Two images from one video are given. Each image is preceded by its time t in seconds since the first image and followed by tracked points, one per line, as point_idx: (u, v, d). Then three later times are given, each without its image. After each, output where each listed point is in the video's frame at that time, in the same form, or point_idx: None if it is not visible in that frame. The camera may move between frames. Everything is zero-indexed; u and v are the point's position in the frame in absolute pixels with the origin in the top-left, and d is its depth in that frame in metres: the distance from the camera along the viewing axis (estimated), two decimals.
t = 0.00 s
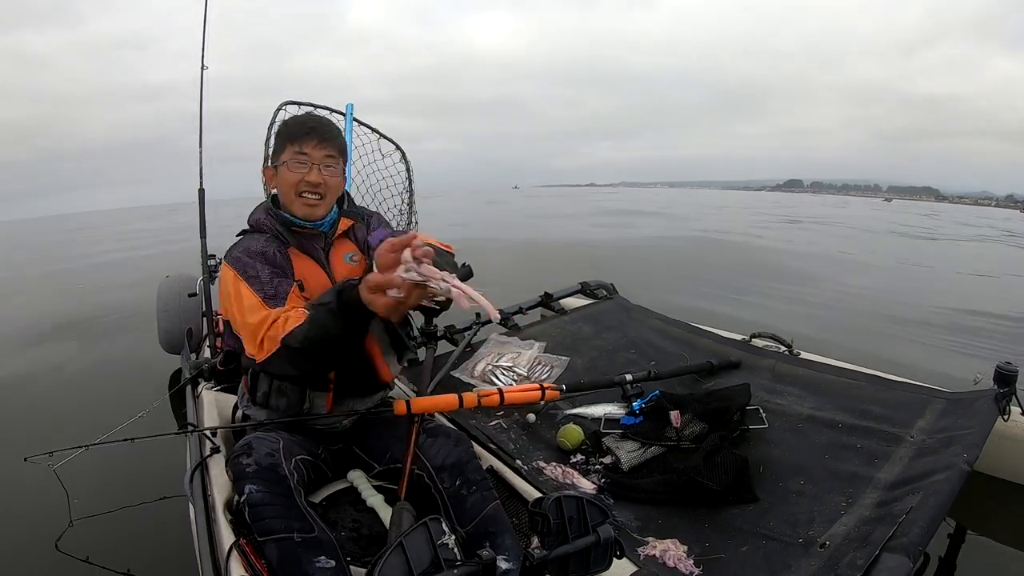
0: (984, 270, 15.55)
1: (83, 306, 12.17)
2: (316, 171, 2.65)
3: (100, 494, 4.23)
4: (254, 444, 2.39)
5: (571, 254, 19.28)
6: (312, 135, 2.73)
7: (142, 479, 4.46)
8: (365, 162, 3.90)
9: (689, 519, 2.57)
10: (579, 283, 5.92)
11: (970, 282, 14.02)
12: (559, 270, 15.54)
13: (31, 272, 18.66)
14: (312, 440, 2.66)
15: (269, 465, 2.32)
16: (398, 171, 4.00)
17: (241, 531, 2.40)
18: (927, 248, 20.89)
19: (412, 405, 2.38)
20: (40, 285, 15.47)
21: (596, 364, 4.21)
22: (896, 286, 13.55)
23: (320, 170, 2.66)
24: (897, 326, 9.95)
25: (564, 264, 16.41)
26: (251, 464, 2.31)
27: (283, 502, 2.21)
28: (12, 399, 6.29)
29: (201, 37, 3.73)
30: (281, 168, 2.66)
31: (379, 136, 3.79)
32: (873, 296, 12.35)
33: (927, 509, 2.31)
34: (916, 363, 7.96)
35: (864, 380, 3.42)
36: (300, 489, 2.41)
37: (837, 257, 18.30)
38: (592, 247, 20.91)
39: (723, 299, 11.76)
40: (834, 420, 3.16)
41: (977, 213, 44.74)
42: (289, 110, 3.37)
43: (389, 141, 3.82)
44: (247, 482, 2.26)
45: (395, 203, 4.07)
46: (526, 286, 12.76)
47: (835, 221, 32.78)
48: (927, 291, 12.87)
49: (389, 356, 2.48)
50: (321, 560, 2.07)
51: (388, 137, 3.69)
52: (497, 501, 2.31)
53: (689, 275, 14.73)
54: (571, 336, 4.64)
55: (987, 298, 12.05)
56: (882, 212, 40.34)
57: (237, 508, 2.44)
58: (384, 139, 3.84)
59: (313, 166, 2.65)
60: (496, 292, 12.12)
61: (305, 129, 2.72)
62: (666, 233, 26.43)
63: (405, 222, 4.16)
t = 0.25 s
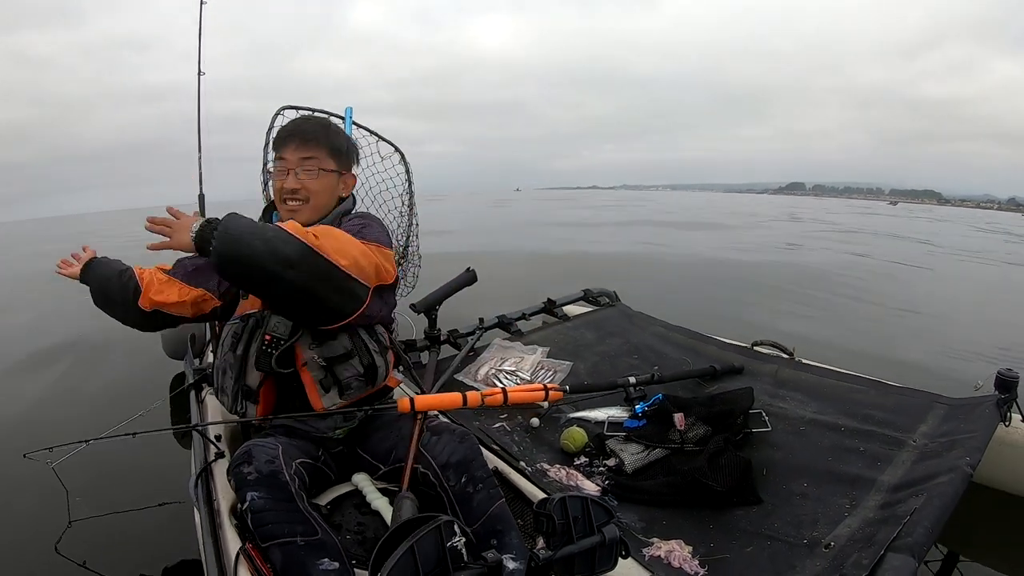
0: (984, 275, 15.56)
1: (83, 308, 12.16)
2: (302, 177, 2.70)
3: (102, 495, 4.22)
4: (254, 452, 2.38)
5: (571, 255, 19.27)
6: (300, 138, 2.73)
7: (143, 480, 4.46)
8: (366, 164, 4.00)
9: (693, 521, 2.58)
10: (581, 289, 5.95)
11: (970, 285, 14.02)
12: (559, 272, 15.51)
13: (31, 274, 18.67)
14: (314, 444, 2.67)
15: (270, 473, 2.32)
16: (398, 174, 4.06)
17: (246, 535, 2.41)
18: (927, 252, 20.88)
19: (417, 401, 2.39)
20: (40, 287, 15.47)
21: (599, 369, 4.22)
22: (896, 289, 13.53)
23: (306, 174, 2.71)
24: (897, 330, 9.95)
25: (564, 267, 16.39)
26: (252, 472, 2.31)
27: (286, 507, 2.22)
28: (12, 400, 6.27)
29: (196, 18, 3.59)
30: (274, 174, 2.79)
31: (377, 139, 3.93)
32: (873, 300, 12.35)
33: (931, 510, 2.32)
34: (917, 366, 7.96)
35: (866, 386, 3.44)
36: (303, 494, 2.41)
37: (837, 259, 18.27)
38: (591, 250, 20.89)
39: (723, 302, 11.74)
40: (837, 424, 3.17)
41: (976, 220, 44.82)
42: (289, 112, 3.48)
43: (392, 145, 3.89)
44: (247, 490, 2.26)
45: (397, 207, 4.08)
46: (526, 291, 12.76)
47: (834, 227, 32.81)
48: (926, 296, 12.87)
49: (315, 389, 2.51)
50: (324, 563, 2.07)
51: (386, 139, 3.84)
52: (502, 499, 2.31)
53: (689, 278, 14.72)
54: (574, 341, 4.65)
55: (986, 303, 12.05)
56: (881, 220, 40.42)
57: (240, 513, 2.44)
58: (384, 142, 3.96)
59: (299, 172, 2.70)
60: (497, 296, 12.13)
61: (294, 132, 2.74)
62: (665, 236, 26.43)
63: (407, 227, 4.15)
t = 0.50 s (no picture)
0: (988, 275, 15.43)
1: (86, 307, 12.20)
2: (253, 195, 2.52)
3: (101, 498, 4.24)
4: (252, 455, 2.38)
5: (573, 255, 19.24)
6: (253, 152, 2.55)
7: (143, 483, 4.48)
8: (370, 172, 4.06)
9: (689, 535, 2.56)
10: (582, 299, 5.94)
11: (976, 286, 13.92)
12: (561, 272, 15.46)
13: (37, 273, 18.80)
14: (311, 450, 2.66)
15: (267, 477, 2.32)
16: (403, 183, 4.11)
17: (239, 540, 2.40)
18: (932, 252, 20.76)
19: (413, 409, 2.38)
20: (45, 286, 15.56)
21: (599, 380, 4.21)
22: (900, 289, 13.43)
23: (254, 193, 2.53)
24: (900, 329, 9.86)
25: (566, 268, 16.36)
26: (249, 476, 2.31)
27: (281, 512, 2.21)
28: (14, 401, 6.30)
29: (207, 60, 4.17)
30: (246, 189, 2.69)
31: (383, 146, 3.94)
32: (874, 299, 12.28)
33: (929, 529, 2.31)
34: (920, 368, 7.90)
35: (866, 403, 3.42)
36: (299, 500, 2.41)
37: (841, 258, 18.14)
38: (593, 251, 20.86)
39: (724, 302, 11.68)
40: (836, 441, 3.15)
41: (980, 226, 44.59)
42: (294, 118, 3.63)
43: (398, 153, 3.95)
44: (244, 493, 2.26)
45: (400, 213, 4.14)
46: (527, 290, 12.74)
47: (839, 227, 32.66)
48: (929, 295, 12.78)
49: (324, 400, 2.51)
50: (318, 570, 2.06)
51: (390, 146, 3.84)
52: (498, 509, 2.30)
53: (691, 278, 14.65)
54: (574, 352, 4.64)
55: (990, 304, 11.94)
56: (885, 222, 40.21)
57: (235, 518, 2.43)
58: (389, 149, 3.97)
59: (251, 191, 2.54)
60: (497, 295, 12.11)
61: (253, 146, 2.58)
62: (668, 238, 26.35)
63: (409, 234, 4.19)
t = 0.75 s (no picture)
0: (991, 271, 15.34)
1: (87, 303, 12.20)
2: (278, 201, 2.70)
3: (104, 498, 4.26)
4: (255, 455, 2.40)
5: (575, 252, 19.19)
6: (272, 160, 2.74)
7: (144, 483, 4.49)
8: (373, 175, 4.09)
9: (690, 538, 2.57)
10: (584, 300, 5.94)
11: (979, 282, 13.87)
12: (563, 268, 15.41)
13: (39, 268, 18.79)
14: (313, 451, 2.68)
15: (270, 477, 2.33)
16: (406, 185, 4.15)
17: (240, 540, 2.41)
18: (936, 248, 20.69)
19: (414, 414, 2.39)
20: (46, 283, 15.55)
21: (601, 383, 4.22)
22: (904, 285, 13.39)
23: (276, 199, 2.72)
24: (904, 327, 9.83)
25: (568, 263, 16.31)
26: (252, 475, 2.32)
27: (284, 512, 2.22)
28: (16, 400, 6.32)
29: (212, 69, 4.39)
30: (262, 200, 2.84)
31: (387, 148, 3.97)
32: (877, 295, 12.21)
33: (930, 533, 2.31)
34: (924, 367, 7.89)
35: (868, 405, 3.42)
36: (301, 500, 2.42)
37: (845, 255, 18.09)
38: (595, 247, 20.81)
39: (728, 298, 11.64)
40: (838, 444, 3.16)
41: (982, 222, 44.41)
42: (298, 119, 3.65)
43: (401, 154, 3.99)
44: (247, 492, 2.27)
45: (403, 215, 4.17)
46: (528, 286, 12.69)
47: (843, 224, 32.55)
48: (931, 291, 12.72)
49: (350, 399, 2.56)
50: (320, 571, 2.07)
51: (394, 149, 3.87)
52: (499, 514, 2.32)
53: (694, 273, 14.58)
54: (576, 354, 4.65)
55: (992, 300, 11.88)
56: (887, 218, 40.03)
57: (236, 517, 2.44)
58: (392, 152, 4.00)
59: (273, 198, 2.72)
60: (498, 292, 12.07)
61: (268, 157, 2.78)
62: (670, 234, 26.28)
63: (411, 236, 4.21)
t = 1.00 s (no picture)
0: (989, 269, 15.36)
1: (84, 301, 12.16)
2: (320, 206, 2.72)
3: (106, 501, 4.26)
4: (260, 455, 2.40)
5: (574, 248, 19.19)
6: (313, 163, 2.73)
7: (147, 485, 4.50)
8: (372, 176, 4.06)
9: (693, 534, 2.57)
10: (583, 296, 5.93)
11: (978, 279, 13.92)
12: (562, 264, 15.37)
13: (35, 265, 18.72)
14: (316, 453, 2.68)
15: (275, 477, 2.33)
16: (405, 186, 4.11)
17: (244, 542, 2.41)
18: (934, 245, 20.77)
19: (416, 417, 2.39)
20: (42, 280, 15.49)
21: (602, 379, 4.22)
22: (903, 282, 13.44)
23: (316, 204, 2.72)
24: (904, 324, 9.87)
25: (567, 260, 16.31)
26: (257, 475, 2.32)
27: (289, 513, 2.22)
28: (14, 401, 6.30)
29: (205, 63, 4.18)
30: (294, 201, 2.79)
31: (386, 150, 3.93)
32: (876, 293, 12.22)
33: (933, 526, 2.31)
34: (923, 362, 7.92)
35: (869, 397, 3.42)
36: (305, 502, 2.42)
37: (844, 252, 18.13)
38: (594, 244, 20.80)
39: (728, 296, 11.65)
40: (839, 436, 3.15)
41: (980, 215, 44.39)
42: (297, 123, 3.58)
43: (400, 156, 3.95)
44: (252, 492, 2.27)
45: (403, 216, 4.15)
46: (526, 284, 12.66)
47: (841, 219, 32.61)
48: (930, 289, 12.73)
49: (373, 402, 2.64)
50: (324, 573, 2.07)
51: (394, 153, 3.84)
52: (501, 516, 2.32)
53: (694, 271, 14.60)
54: (576, 351, 4.64)
55: (990, 297, 11.90)
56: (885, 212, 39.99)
57: (240, 519, 2.44)
58: (391, 154, 3.96)
59: (315, 202, 2.72)
60: (496, 288, 12.05)
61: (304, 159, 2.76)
62: (669, 229, 26.28)
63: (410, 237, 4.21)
